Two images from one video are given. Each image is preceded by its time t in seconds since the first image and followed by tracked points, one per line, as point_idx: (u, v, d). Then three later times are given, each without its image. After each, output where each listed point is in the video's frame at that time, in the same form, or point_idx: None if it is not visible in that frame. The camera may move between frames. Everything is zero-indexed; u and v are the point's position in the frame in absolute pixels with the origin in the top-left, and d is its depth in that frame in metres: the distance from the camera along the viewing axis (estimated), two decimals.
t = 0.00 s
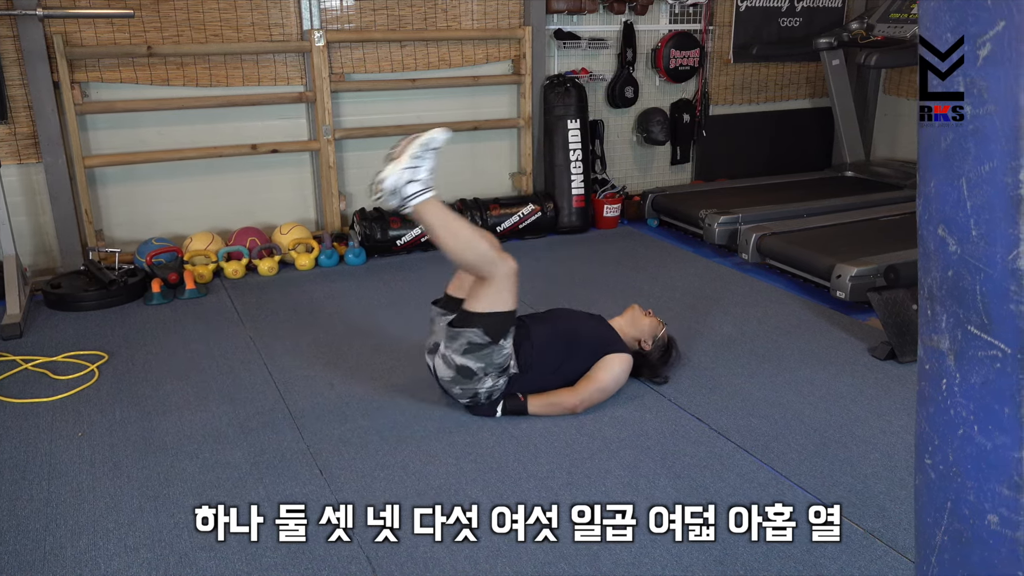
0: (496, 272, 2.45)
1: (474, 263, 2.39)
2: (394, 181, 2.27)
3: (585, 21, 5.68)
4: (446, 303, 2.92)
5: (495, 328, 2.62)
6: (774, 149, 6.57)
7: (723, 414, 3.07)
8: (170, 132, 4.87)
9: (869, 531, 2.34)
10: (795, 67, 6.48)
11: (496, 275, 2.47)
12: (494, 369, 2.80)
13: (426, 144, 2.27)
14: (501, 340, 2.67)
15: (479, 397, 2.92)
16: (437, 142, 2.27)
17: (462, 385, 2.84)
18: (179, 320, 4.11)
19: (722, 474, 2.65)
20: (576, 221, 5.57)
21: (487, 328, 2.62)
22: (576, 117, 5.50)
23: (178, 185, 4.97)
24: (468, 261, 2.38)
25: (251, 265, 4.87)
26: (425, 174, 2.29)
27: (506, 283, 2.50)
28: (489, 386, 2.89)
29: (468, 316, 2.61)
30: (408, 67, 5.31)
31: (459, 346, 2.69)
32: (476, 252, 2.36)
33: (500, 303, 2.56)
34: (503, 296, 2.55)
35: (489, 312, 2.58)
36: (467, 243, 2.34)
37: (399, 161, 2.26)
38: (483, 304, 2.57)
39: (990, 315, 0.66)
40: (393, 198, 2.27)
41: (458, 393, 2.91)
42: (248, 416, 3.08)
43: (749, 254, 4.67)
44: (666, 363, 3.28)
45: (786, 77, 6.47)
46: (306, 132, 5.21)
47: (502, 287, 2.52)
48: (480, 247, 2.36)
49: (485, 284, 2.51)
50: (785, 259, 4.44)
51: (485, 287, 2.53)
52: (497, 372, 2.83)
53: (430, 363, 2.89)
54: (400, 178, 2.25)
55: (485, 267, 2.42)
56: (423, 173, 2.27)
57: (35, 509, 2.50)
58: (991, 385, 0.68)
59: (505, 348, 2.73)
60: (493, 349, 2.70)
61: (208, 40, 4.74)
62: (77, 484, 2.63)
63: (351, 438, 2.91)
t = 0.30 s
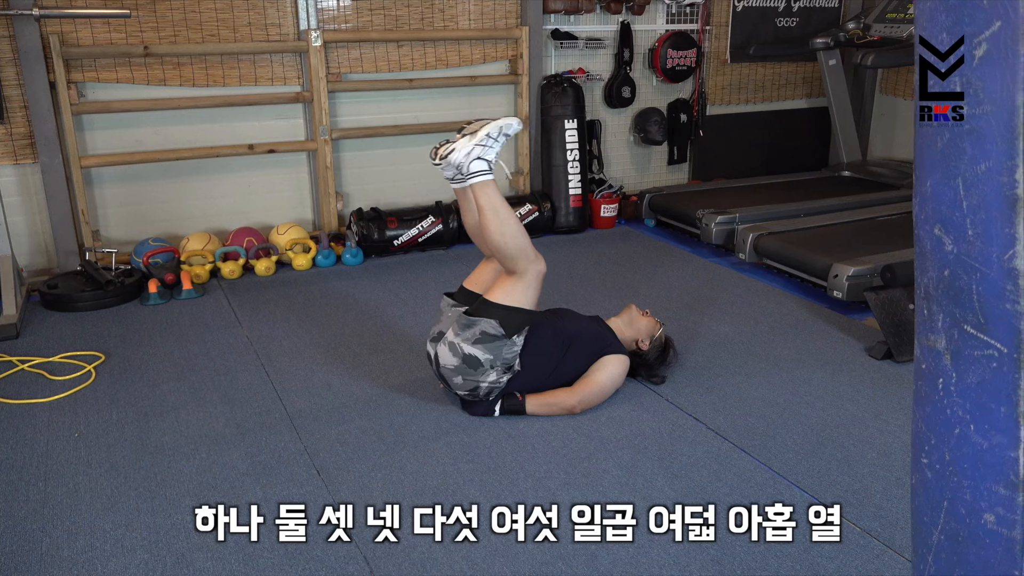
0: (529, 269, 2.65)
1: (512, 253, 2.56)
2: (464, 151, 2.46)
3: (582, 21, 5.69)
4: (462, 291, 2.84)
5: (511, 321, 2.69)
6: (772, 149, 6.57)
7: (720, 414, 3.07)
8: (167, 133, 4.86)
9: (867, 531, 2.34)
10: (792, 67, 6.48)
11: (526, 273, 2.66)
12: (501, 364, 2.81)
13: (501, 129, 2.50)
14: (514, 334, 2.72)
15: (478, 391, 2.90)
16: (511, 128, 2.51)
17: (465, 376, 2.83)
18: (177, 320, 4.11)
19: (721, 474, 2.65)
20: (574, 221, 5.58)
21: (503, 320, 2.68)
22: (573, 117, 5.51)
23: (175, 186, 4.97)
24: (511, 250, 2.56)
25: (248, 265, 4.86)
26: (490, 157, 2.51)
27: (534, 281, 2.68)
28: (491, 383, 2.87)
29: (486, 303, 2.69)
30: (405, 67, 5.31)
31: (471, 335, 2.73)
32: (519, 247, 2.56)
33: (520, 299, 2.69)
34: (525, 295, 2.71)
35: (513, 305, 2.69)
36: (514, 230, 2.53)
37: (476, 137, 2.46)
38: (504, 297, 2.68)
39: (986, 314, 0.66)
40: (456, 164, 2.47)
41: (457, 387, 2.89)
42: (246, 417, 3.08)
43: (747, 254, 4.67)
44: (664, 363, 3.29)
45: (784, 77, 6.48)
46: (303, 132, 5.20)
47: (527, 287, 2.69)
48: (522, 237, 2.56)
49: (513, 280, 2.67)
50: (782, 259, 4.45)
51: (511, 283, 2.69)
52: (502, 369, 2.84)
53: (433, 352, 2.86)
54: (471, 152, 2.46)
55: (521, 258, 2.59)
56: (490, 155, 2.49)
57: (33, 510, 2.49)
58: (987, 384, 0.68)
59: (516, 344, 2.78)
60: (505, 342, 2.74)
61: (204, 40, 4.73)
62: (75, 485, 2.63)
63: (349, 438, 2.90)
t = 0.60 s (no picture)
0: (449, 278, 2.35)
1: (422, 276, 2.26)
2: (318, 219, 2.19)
3: (583, 21, 5.68)
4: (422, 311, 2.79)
5: (465, 331, 2.55)
6: (772, 149, 6.58)
7: (721, 414, 3.07)
8: (167, 133, 4.87)
9: (867, 531, 2.34)
10: (792, 67, 6.48)
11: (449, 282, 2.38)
12: (480, 368, 2.74)
13: (334, 176, 2.17)
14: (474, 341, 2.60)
15: (475, 398, 2.88)
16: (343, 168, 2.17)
17: (455, 391, 2.80)
18: (177, 320, 4.11)
19: (720, 474, 2.65)
20: (574, 221, 5.58)
21: (459, 335, 2.54)
22: (573, 117, 5.51)
23: (175, 186, 4.97)
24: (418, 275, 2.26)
25: (248, 265, 4.86)
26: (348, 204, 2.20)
27: (459, 285, 2.41)
28: (482, 386, 2.83)
29: (437, 326, 2.53)
30: (405, 67, 5.31)
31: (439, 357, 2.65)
32: (422, 267, 2.23)
33: (460, 306, 2.48)
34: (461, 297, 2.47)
35: (458, 316, 2.50)
36: (412, 259, 2.20)
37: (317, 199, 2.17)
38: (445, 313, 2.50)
39: (987, 315, 0.66)
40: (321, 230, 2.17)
41: (451, 398, 2.86)
42: (246, 417, 3.08)
43: (748, 254, 4.67)
44: (663, 363, 3.29)
45: (784, 77, 6.47)
46: (304, 132, 5.20)
47: (457, 291, 2.42)
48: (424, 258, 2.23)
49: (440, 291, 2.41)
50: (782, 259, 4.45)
51: (442, 294, 2.43)
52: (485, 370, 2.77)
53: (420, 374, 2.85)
54: (323, 216, 2.17)
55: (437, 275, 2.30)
56: (343, 204, 2.18)
57: (33, 510, 2.49)
58: (988, 385, 0.68)
59: (484, 346, 2.67)
60: (472, 350, 2.64)
61: (204, 40, 4.74)
62: (75, 485, 2.63)
63: (349, 438, 2.90)
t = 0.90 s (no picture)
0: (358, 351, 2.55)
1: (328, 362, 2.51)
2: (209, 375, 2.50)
3: (583, 21, 5.69)
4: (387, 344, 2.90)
5: (406, 364, 2.64)
6: (773, 149, 6.57)
7: (721, 414, 3.07)
8: (167, 133, 4.87)
9: (868, 531, 2.34)
10: (793, 67, 6.48)
11: (360, 350, 2.56)
12: (451, 379, 2.80)
13: (190, 339, 2.46)
14: (420, 369, 2.69)
15: (471, 402, 2.94)
16: (190, 329, 2.45)
17: (446, 405, 2.91)
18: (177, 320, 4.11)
19: (720, 474, 2.65)
20: (573, 221, 5.58)
21: (405, 373, 2.66)
22: (574, 117, 5.51)
23: (175, 186, 4.97)
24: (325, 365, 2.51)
25: (248, 266, 4.86)
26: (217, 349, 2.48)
27: (369, 344, 2.57)
28: (467, 390, 2.89)
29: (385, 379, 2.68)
30: (405, 67, 5.31)
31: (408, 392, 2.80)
32: (317, 359, 2.49)
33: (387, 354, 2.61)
34: (382, 347, 2.60)
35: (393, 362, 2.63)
36: (303, 360, 2.48)
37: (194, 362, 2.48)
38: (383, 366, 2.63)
39: (987, 315, 0.66)
40: (213, 383, 2.47)
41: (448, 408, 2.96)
42: (246, 417, 3.08)
43: (748, 254, 4.67)
44: (660, 363, 3.29)
45: (784, 77, 6.47)
46: (304, 132, 5.20)
47: (373, 350, 2.58)
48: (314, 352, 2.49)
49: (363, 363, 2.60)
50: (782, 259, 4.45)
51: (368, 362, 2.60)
52: (458, 379, 2.83)
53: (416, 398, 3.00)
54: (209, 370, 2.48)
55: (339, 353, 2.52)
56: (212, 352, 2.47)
57: (33, 510, 2.49)
58: (988, 385, 0.68)
59: (438, 364, 2.72)
60: (427, 375, 2.72)
61: (205, 40, 4.74)
62: (75, 485, 2.63)
63: (350, 438, 2.91)
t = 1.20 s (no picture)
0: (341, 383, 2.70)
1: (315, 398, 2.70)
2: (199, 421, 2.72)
3: (583, 21, 5.69)
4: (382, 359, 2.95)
5: (391, 383, 2.74)
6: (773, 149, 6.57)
7: (721, 414, 3.07)
8: (167, 133, 4.87)
9: (868, 531, 2.34)
10: (793, 67, 6.48)
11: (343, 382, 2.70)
12: (442, 386, 2.83)
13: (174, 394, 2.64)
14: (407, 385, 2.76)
15: (469, 404, 2.93)
16: (173, 386, 2.62)
17: (446, 411, 2.93)
18: (178, 320, 4.11)
19: (721, 474, 2.65)
20: (574, 221, 5.58)
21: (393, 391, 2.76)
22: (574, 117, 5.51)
23: (176, 186, 4.97)
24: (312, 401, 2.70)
25: (248, 266, 4.86)
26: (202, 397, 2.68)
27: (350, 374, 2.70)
28: (463, 393, 2.89)
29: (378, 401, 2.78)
30: (406, 67, 5.31)
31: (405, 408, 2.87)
32: (305, 394, 2.68)
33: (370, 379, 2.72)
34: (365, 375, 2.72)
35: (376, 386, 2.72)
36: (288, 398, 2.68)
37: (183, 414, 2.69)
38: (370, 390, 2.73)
39: (987, 315, 0.66)
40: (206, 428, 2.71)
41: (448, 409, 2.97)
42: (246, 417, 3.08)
43: (748, 254, 4.67)
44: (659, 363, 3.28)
45: (785, 77, 6.47)
46: (304, 132, 5.21)
47: (356, 379, 2.71)
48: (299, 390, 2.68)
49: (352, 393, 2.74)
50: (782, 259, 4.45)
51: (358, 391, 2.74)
52: (450, 385, 2.85)
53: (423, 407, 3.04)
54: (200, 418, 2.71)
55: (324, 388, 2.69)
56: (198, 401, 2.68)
57: (33, 510, 2.49)
58: (989, 385, 0.68)
59: (423, 375, 2.78)
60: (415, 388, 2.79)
61: (205, 40, 4.74)
62: (75, 485, 2.63)
63: (350, 438, 2.91)
